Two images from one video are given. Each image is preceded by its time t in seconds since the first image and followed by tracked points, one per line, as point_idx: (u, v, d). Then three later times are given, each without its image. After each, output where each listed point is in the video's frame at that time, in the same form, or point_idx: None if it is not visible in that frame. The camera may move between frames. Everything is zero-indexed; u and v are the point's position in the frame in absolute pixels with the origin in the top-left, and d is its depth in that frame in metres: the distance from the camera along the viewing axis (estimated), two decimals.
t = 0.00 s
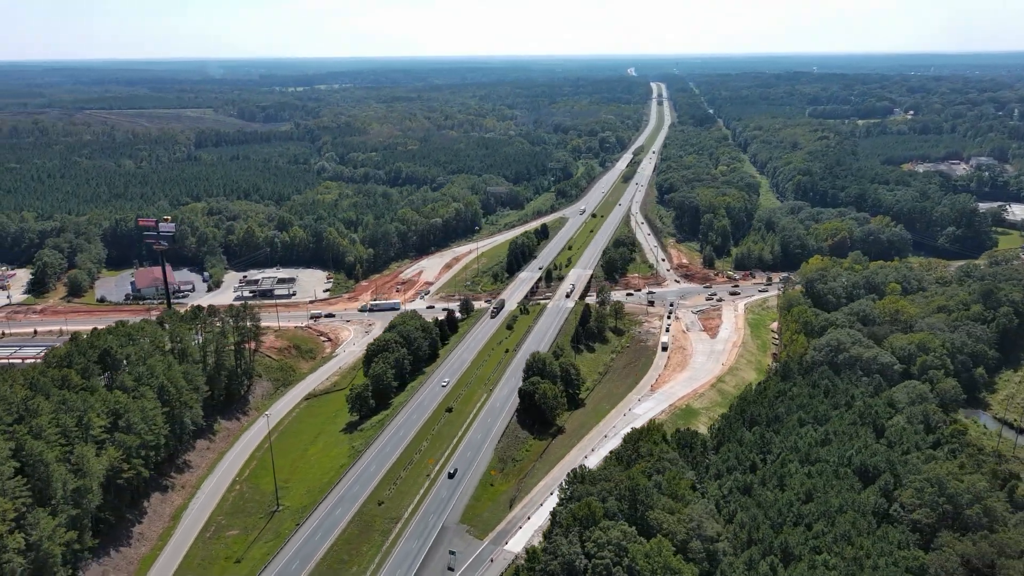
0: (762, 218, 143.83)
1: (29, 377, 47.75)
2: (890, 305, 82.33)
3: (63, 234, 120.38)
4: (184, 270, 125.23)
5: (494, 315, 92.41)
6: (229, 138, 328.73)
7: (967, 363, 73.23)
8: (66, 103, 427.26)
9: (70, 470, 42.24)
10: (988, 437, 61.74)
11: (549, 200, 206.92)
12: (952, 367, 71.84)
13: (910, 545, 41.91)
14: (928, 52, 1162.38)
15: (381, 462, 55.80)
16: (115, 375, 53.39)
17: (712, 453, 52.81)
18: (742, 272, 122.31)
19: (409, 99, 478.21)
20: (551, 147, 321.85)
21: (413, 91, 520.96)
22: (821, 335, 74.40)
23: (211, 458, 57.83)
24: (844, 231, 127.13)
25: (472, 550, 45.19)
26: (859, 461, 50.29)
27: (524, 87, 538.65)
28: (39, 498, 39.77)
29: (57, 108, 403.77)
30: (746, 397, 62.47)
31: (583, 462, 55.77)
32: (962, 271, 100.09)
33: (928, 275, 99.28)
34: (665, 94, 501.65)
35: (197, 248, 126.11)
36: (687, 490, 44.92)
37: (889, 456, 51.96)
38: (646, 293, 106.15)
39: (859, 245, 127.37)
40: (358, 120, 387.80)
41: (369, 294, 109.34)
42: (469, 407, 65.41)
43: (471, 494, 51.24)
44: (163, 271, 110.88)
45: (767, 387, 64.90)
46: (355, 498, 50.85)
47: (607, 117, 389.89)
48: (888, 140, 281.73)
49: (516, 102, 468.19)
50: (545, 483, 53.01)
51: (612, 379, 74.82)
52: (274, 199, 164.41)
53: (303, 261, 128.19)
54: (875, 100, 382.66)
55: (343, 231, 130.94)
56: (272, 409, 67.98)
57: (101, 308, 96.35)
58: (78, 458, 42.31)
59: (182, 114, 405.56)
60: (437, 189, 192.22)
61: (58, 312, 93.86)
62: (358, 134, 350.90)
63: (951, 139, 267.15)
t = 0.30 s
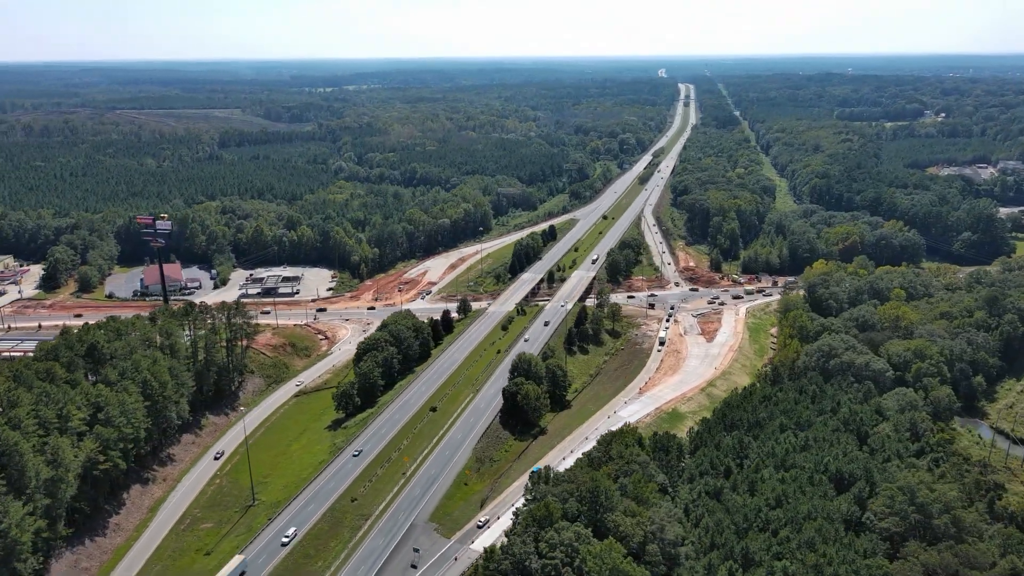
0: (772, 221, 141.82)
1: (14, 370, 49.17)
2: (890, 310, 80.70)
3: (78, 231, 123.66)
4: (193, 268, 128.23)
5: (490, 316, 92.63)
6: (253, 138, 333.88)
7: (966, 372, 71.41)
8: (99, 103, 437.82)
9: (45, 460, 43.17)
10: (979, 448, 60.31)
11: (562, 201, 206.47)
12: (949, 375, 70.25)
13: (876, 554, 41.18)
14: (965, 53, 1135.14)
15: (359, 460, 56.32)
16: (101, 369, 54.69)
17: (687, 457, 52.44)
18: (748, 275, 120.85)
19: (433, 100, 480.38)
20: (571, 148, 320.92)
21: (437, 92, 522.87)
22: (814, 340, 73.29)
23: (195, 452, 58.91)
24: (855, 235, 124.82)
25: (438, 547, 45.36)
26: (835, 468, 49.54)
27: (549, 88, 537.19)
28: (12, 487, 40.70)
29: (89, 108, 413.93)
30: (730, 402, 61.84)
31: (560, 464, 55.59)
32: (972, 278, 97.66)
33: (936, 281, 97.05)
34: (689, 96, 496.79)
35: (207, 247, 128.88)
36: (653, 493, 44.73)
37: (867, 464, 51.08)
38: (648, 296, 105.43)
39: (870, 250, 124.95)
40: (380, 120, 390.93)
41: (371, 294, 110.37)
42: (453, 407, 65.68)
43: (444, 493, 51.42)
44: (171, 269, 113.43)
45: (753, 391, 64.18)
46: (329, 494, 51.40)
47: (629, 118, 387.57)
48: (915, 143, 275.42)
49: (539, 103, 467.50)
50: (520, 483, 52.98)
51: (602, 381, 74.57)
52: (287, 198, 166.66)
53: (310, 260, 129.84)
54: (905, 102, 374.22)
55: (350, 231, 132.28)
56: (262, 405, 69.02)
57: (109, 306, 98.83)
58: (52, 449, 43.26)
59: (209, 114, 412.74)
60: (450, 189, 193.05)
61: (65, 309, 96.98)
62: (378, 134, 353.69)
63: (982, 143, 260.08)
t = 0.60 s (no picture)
0: (778, 223, 140.83)
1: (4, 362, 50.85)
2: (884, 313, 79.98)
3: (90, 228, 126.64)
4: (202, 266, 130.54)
5: (485, 315, 93.26)
6: (270, 138, 338.01)
7: (957, 376, 70.69)
8: (123, 103, 445.83)
9: (27, 451, 44.51)
10: (964, 452, 59.76)
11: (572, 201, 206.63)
12: (940, 379, 69.53)
13: (842, 557, 41.02)
14: (994, 54, 1113.61)
15: (340, 455, 57.28)
16: (91, 363, 56.23)
17: (662, 458, 52.50)
18: (750, 277, 120.26)
19: (450, 100, 482.58)
20: (584, 149, 320.67)
21: (455, 93, 525.13)
22: (804, 343, 72.90)
23: (184, 445, 60.34)
24: (859, 237, 123.59)
25: (407, 543, 46.06)
26: (809, 471, 49.36)
27: (567, 89, 536.19)
28: None
29: (114, 108, 421.84)
30: (712, 403, 61.75)
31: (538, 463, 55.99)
32: (974, 281, 96.39)
33: (936, 284, 95.94)
34: (708, 97, 492.62)
35: (215, 245, 131.13)
36: (620, 493, 44.97)
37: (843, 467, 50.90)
38: (645, 297, 105.30)
39: (875, 252, 123.65)
40: (397, 121, 393.77)
41: (372, 292, 111.54)
42: (439, 404, 66.47)
43: (419, 489, 52.17)
44: (178, 267, 115.73)
45: (737, 393, 64.04)
46: (307, 489, 52.37)
47: (644, 119, 386.50)
48: (934, 145, 271.34)
49: (556, 105, 466.99)
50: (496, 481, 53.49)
51: (590, 381, 74.77)
52: (297, 198, 168.91)
53: (315, 259, 131.60)
54: (927, 103, 368.21)
55: (355, 230, 133.80)
56: (253, 400, 70.33)
57: (115, 302, 101.18)
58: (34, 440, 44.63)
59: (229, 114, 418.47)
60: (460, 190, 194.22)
61: (74, 305, 99.49)
62: (394, 135, 356.04)
63: (1002, 145, 255.48)
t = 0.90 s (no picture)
0: (788, 225, 138.95)
1: None
2: (882, 316, 78.47)
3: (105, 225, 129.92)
4: (212, 262, 133.24)
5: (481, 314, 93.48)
6: (292, 138, 342.27)
7: (953, 382, 69.09)
8: (152, 103, 455.03)
9: (7, 439, 45.78)
10: (949, 460, 58.53)
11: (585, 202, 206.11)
12: (934, 385, 68.07)
13: (804, 562, 40.56)
14: None
15: (319, 450, 57.89)
16: (78, 355, 57.63)
17: (636, 457, 52.23)
18: (755, 279, 118.81)
19: (472, 100, 483.83)
20: (603, 149, 319.30)
21: (477, 93, 526.11)
22: (795, 346, 71.90)
23: (171, 437, 61.57)
24: (868, 240, 121.33)
25: (374, 537, 46.41)
26: (782, 474, 48.81)
27: (591, 90, 533.60)
28: None
29: (143, 108, 430.76)
30: (694, 405, 61.23)
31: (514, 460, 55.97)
32: (982, 286, 94.12)
33: (942, 288, 93.82)
34: (734, 98, 486.39)
35: (225, 242, 133.63)
36: (585, 491, 44.94)
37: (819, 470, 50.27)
38: (645, 298, 104.60)
39: (884, 256, 121.33)
40: (417, 121, 396.16)
41: (374, 290, 112.57)
42: (423, 401, 66.85)
43: (393, 485, 52.53)
44: (186, 264, 118.35)
45: (721, 395, 63.40)
46: (283, 482, 53.12)
47: (665, 120, 383.78)
48: (961, 147, 264.60)
49: (577, 105, 465.37)
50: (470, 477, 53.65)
51: (579, 381, 74.53)
52: (310, 197, 171.10)
53: (323, 257, 133.34)
54: (957, 104, 359.58)
55: (362, 229, 135.15)
56: (243, 395, 71.38)
57: (122, 296, 103.83)
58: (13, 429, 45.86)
59: (253, 114, 424.55)
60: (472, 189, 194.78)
61: (83, 299, 102.30)
62: (414, 135, 358.07)
63: None
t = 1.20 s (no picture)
0: (798, 225, 136.91)
1: None
2: (882, 320, 77.03)
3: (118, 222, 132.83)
4: (221, 259, 135.52)
5: (479, 313, 93.54)
6: (311, 136, 345.45)
7: (949, 388, 67.65)
8: (178, 100, 462.53)
9: None
10: (937, 469, 57.57)
11: (597, 201, 205.27)
12: (929, 391, 66.79)
13: (771, 566, 40.19)
14: None
15: (303, 446, 58.41)
16: (69, 349, 58.91)
17: (613, 457, 51.94)
18: (761, 280, 117.37)
19: (491, 99, 483.81)
20: (619, 148, 317.34)
21: (498, 92, 525.64)
22: (787, 349, 70.98)
23: (161, 432, 62.64)
24: (878, 242, 119.05)
25: (347, 533, 46.64)
26: (759, 477, 48.18)
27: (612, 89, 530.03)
28: None
29: (168, 105, 437.71)
30: (680, 406, 60.71)
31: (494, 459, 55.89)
32: (990, 289, 91.85)
33: (949, 292, 91.84)
34: (757, 97, 480.00)
35: (234, 240, 135.77)
36: (554, 491, 44.85)
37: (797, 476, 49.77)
38: (646, 299, 103.82)
39: (894, 259, 118.99)
40: (436, 120, 397.18)
41: (376, 289, 113.29)
42: (411, 399, 67.15)
43: (371, 482, 52.74)
44: (193, 260, 120.64)
45: (708, 397, 62.75)
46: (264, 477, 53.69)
47: (684, 120, 380.22)
48: (988, 147, 257.96)
49: (597, 104, 462.99)
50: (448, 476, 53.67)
51: (570, 382, 74.23)
52: (322, 195, 172.84)
53: (329, 254, 134.75)
54: (987, 104, 350.42)
55: (368, 228, 136.21)
56: (237, 391, 72.34)
57: (128, 291, 106.13)
58: None
59: (275, 113, 429.17)
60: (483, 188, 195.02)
61: (91, 294, 104.83)
62: (432, 134, 359.29)
63: None
